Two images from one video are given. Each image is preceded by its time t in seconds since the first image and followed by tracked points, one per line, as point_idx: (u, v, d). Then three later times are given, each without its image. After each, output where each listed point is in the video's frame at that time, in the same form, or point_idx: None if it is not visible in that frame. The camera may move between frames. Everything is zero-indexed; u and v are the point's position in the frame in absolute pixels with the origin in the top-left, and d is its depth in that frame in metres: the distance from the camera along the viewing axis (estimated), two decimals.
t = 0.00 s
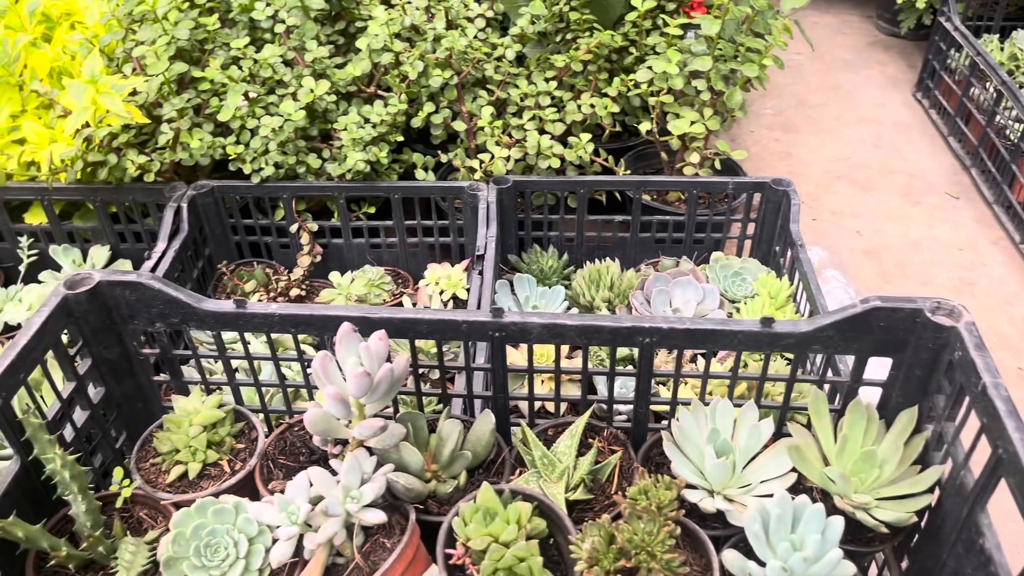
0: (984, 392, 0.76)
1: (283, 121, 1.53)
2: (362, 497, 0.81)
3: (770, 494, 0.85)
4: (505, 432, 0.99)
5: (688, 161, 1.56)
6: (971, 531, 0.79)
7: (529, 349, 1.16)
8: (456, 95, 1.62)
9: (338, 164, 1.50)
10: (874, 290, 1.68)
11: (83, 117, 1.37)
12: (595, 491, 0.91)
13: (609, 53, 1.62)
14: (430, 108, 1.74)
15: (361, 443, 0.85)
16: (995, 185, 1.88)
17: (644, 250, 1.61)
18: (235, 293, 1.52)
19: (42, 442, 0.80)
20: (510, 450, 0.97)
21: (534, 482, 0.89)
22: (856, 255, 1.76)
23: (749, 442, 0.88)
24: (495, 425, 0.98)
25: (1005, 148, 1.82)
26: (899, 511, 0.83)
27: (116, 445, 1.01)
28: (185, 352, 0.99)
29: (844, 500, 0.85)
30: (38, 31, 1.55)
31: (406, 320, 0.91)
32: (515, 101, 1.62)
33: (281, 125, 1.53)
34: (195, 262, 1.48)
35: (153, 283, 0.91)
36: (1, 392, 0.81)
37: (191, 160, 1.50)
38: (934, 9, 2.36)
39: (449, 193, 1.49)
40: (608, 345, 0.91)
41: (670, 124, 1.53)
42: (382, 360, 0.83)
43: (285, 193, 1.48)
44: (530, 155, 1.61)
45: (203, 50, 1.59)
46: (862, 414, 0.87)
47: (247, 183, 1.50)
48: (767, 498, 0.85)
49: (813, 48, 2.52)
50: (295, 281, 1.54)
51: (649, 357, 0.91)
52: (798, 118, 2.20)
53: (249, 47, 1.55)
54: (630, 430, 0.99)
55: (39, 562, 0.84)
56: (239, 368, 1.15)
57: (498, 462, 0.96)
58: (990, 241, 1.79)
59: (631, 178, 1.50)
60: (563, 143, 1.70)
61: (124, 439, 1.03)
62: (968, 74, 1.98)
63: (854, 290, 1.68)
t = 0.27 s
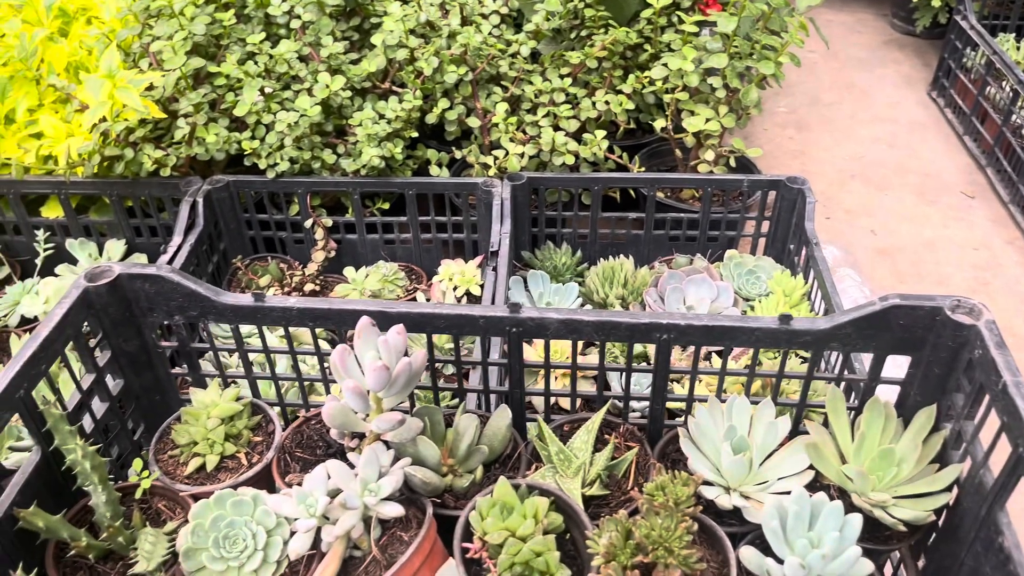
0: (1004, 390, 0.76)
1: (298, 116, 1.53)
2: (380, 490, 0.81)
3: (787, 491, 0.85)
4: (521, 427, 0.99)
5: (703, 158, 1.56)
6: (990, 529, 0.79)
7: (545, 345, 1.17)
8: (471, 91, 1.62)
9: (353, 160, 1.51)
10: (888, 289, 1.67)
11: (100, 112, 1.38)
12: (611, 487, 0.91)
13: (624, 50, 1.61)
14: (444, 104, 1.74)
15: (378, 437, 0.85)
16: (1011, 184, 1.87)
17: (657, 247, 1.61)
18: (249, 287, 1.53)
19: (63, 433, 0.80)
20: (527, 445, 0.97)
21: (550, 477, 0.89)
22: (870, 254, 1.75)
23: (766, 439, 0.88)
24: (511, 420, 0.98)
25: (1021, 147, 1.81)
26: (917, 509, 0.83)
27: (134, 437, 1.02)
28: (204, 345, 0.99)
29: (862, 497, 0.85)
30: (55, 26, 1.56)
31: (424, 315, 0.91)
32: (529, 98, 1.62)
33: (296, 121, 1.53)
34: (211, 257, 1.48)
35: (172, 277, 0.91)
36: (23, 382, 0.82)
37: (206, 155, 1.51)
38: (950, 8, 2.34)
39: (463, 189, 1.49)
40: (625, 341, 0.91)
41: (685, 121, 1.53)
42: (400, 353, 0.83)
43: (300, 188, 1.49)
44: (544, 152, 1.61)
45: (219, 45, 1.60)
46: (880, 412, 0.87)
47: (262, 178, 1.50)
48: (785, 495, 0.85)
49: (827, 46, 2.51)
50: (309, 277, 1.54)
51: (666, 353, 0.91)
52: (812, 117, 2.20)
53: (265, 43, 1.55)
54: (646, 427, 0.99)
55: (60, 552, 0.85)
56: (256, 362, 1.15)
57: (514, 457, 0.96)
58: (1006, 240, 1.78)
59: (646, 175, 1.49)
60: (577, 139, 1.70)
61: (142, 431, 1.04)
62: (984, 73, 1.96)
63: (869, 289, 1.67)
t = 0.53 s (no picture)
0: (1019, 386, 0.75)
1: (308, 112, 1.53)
2: (393, 483, 0.81)
3: (800, 487, 0.84)
4: (532, 422, 0.99)
5: (712, 155, 1.56)
6: (1004, 525, 0.78)
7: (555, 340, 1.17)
8: (481, 88, 1.62)
9: (363, 156, 1.51)
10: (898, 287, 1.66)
11: (112, 107, 1.38)
12: (623, 482, 0.91)
13: (634, 47, 1.61)
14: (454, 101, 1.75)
15: (391, 431, 0.85)
16: (1021, 182, 1.86)
17: (666, 244, 1.61)
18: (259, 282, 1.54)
19: (78, 425, 0.81)
20: (538, 439, 0.98)
21: (561, 471, 0.89)
22: (880, 252, 1.75)
23: (778, 434, 0.88)
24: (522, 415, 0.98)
25: None
26: (930, 505, 0.83)
27: (147, 430, 1.03)
28: (216, 339, 1.00)
29: (875, 493, 0.85)
30: (66, 22, 1.56)
31: (436, 309, 0.91)
32: (539, 94, 1.62)
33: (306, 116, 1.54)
34: (221, 252, 1.49)
35: (186, 270, 0.92)
36: (38, 374, 0.82)
37: (217, 151, 1.51)
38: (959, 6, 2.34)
39: (473, 185, 1.48)
40: (637, 336, 0.91)
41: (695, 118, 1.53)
42: (413, 347, 0.83)
43: (310, 184, 1.49)
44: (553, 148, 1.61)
45: (229, 41, 1.60)
46: (893, 408, 0.87)
47: (272, 174, 1.50)
48: (797, 491, 0.85)
49: (836, 44, 2.50)
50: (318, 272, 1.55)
51: (679, 348, 0.91)
52: (820, 115, 2.19)
53: (275, 39, 1.56)
54: (657, 422, 0.99)
55: (74, 544, 0.85)
56: (267, 356, 1.16)
57: (525, 452, 0.96)
58: (1017, 238, 1.77)
59: (655, 172, 1.49)
60: (586, 136, 1.70)
61: (155, 424, 1.04)
62: (994, 71, 1.96)
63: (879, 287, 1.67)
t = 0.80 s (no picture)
0: None
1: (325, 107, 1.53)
2: (416, 475, 0.81)
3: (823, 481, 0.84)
4: (553, 416, 0.99)
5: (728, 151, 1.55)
6: None
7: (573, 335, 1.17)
8: (496, 83, 1.62)
9: (378, 151, 1.51)
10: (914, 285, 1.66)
11: (129, 101, 1.39)
12: (645, 476, 0.92)
13: (650, 42, 1.61)
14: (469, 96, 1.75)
15: (413, 423, 0.85)
16: None
17: (682, 240, 1.61)
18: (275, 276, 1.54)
19: (104, 415, 0.81)
20: (559, 433, 0.98)
21: (582, 465, 0.89)
22: (895, 249, 1.74)
23: (800, 428, 0.88)
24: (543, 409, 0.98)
25: None
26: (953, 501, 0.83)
27: (168, 422, 1.03)
28: (237, 331, 1.00)
29: (898, 489, 0.85)
30: (83, 16, 1.57)
31: (458, 302, 0.91)
32: (554, 90, 1.62)
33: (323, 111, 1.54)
34: (237, 246, 1.49)
35: (209, 262, 0.92)
36: (64, 364, 0.83)
37: (233, 145, 1.52)
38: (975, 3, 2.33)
39: (488, 180, 1.48)
40: (659, 331, 0.91)
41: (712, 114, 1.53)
42: (436, 339, 0.84)
43: (326, 179, 1.49)
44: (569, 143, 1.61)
45: (245, 36, 1.60)
46: (916, 404, 0.87)
47: (288, 168, 1.51)
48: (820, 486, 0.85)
49: (850, 41, 2.50)
50: (334, 267, 1.55)
51: (700, 343, 0.91)
52: (835, 112, 2.18)
53: (292, 33, 1.56)
54: (678, 417, 0.99)
55: (98, 533, 0.86)
56: (286, 350, 1.16)
57: (546, 445, 0.96)
58: None
59: (672, 168, 1.49)
60: (602, 132, 1.70)
61: (176, 416, 1.05)
62: (1010, 68, 1.94)
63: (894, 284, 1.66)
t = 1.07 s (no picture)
0: None
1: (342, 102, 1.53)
2: (444, 468, 0.81)
3: (850, 477, 0.84)
4: (577, 411, 0.99)
5: (746, 147, 1.55)
6: None
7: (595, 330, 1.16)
8: (513, 79, 1.61)
9: (396, 146, 1.51)
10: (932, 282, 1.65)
11: (148, 96, 1.39)
12: (670, 471, 0.91)
13: (667, 38, 1.61)
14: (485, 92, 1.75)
15: (439, 417, 0.85)
16: None
17: (699, 237, 1.60)
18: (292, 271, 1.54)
19: (132, 408, 0.81)
20: (583, 428, 0.98)
21: (608, 459, 0.89)
22: (912, 247, 1.73)
23: (827, 424, 0.88)
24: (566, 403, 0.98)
25: None
26: (982, 497, 0.82)
27: (192, 415, 1.03)
28: (261, 325, 1.00)
29: (926, 485, 0.85)
30: (100, 11, 1.57)
31: (483, 296, 0.91)
32: (571, 85, 1.62)
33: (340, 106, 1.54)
34: (255, 241, 1.49)
35: (234, 256, 0.92)
36: (94, 356, 0.83)
37: (251, 140, 1.52)
38: None
39: (505, 176, 1.48)
40: (685, 325, 0.90)
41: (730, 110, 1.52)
42: (463, 333, 0.83)
43: (344, 174, 1.50)
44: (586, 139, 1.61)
45: (262, 31, 1.60)
46: (944, 400, 0.86)
47: (305, 164, 1.51)
48: (848, 481, 0.84)
49: (864, 37, 2.49)
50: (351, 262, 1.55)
51: (726, 338, 0.91)
52: (850, 108, 2.17)
53: (309, 29, 1.56)
54: (702, 412, 0.99)
55: (126, 525, 0.86)
56: (308, 344, 1.16)
57: (570, 440, 0.96)
58: None
59: (690, 164, 1.49)
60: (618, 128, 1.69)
61: (199, 410, 1.05)
62: None
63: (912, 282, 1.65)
